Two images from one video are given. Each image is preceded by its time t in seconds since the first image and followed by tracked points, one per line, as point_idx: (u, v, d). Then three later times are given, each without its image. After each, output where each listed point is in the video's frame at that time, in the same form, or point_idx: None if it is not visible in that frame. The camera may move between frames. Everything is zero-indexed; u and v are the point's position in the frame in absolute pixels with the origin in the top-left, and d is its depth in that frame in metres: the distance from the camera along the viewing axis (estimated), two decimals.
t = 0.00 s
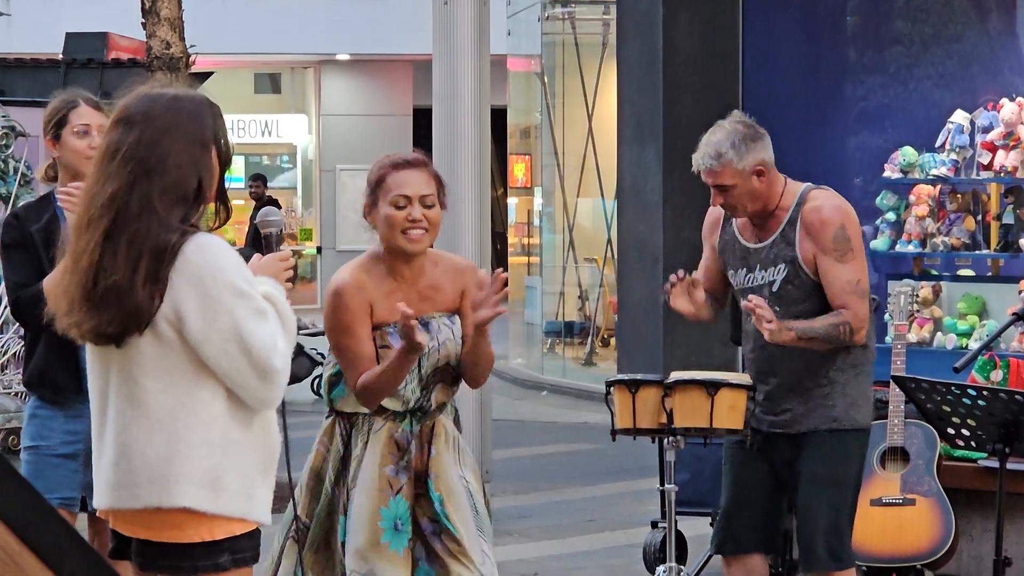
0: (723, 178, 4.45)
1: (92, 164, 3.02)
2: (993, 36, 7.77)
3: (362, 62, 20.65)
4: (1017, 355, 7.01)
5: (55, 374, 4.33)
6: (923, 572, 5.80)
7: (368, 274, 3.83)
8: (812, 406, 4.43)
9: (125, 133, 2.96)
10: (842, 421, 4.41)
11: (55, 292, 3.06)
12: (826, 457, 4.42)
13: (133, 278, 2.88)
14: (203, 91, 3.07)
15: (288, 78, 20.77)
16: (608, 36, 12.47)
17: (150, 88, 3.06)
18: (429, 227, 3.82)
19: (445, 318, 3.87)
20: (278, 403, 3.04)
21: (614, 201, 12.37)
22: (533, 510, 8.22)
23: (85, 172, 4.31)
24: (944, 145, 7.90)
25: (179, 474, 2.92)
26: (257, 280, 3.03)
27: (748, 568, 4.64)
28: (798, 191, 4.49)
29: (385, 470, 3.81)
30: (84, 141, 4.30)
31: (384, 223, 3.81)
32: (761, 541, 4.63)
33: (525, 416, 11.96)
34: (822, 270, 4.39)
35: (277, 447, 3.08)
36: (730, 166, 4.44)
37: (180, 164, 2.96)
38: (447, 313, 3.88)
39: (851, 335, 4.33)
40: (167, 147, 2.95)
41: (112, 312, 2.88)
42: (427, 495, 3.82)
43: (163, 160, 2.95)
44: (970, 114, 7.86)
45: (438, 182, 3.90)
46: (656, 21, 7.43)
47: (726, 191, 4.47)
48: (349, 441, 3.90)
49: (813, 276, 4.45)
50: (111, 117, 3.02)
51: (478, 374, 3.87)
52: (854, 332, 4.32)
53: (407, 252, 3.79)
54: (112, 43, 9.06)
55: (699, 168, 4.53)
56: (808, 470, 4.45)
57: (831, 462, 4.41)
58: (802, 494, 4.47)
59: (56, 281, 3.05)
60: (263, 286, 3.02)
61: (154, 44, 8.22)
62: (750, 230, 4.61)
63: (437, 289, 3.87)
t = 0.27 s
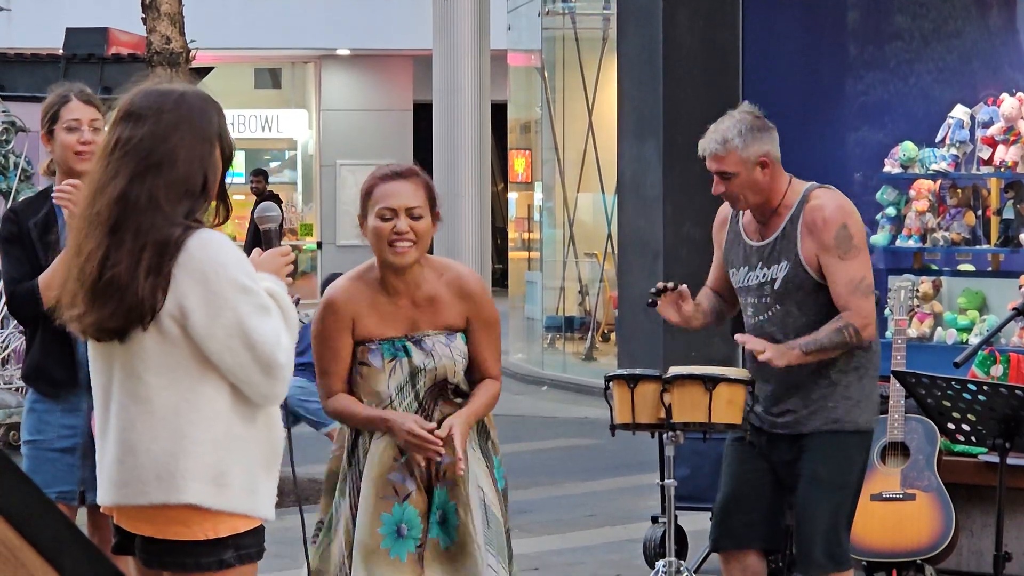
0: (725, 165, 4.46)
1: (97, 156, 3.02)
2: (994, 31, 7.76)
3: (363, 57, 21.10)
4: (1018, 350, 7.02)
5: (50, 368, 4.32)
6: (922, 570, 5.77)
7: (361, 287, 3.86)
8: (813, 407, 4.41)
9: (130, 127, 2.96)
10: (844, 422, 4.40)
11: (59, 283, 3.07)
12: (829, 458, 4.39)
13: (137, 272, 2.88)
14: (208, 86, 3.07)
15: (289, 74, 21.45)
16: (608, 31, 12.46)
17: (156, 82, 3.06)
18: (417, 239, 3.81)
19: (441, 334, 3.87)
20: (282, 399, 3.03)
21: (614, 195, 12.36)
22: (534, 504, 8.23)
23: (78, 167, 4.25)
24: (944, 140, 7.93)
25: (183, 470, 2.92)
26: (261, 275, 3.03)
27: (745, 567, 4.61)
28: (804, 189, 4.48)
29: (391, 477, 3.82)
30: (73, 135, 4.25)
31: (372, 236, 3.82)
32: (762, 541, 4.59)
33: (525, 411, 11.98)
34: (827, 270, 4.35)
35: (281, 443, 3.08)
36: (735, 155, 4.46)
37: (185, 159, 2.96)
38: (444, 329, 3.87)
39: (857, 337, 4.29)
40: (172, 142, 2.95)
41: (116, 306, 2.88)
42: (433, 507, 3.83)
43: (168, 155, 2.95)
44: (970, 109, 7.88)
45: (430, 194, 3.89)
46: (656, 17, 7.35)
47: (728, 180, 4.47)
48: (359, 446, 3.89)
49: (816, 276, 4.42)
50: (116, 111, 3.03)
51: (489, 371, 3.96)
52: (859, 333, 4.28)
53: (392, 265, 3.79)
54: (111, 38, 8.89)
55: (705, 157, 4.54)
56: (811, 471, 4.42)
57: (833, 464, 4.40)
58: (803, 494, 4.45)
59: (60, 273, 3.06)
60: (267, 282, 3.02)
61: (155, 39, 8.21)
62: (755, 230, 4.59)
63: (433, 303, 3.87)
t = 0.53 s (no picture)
0: (746, 116, 4.44)
1: (99, 151, 3.01)
2: (994, 28, 7.75)
3: (363, 54, 21.09)
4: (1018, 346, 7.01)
5: (48, 365, 4.33)
6: (922, 567, 5.76)
7: (378, 265, 3.85)
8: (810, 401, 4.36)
9: (135, 121, 2.96)
10: (840, 414, 4.35)
11: (57, 277, 3.05)
12: (827, 452, 4.34)
13: (140, 267, 2.88)
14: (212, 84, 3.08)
15: (289, 71, 21.48)
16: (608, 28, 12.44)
17: (159, 79, 3.07)
18: (439, 218, 3.81)
19: (457, 317, 3.84)
20: (285, 394, 3.03)
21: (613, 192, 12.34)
22: (534, 500, 8.23)
23: (81, 161, 4.24)
24: (944, 137, 7.90)
25: (187, 465, 2.92)
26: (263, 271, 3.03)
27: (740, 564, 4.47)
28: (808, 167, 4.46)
29: (400, 464, 3.78)
30: (75, 129, 4.23)
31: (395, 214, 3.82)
32: (753, 537, 4.47)
33: (525, 408, 11.98)
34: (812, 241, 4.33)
35: (283, 438, 3.08)
36: (761, 107, 4.44)
37: (190, 154, 2.97)
38: (461, 313, 3.84)
39: (812, 308, 4.20)
40: (178, 138, 2.96)
41: (119, 301, 2.88)
42: (436, 498, 3.79)
43: (173, 151, 2.95)
44: (970, 106, 7.84)
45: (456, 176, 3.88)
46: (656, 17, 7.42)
47: (746, 131, 4.44)
48: (367, 436, 3.84)
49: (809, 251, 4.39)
50: (119, 107, 3.03)
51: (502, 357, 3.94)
52: (817, 305, 4.20)
53: (414, 244, 3.78)
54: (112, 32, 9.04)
55: (724, 114, 4.52)
56: (810, 466, 4.36)
57: (831, 458, 4.34)
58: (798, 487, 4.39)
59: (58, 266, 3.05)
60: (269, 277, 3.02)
61: (155, 36, 8.22)
62: (757, 210, 4.52)
63: (450, 286, 3.84)
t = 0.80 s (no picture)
0: (732, 96, 4.43)
1: (98, 149, 3.01)
2: (994, 25, 7.78)
3: (363, 51, 21.15)
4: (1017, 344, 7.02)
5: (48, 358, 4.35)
6: (924, 563, 5.79)
7: (411, 277, 3.65)
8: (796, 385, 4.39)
9: (135, 120, 2.96)
10: (826, 396, 4.38)
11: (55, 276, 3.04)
12: (825, 441, 4.39)
13: (140, 266, 2.88)
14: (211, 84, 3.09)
15: (290, 68, 21.38)
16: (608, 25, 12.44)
17: (159, 79, 3.07)
18: (483, 233, 3.62)
19: (484, 340, 3.65)
20: (282, 393, 3.03)
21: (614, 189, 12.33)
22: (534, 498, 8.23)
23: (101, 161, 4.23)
24: (944, 134, 7.93)
25: (186, 464, 2.91)
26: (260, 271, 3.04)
27: (746, 565, 4.51)
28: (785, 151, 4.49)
29: (408, 477, 3.60)
30: (97, 128, 4.21)
31: (438, 224, 3.62)
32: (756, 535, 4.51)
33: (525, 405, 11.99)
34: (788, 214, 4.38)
35: (282, 437, 3.08)
36: (749, 89, 4.43)
37: (190, 153, 2.97)
38: (488, 336, 3.66)
39: (783, 275, 4.28)
40: (178, 137, 2.96)
41: (119, 299, 2.87)
42: (448, 515, 3.62)
43: (172, 150, 2.95)
44: (970, 103, 7.88)
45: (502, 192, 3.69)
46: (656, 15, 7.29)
47: (734, 112, 4.42)
48: (374, 447, 3.66)
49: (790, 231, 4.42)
50: (118, 106, 3.03)
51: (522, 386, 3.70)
52: (785, 271, 4.27)
53: (454, 255, 3.59)
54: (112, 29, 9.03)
55: (709, 93, 4.49)
56: (814, 457, 4.40)
57: (831, 447, 4.40)
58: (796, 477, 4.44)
59: (56, 264, 3.04)
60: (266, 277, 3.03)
61: (155, 34, 8.20)
62: (733, 195, 4.52)
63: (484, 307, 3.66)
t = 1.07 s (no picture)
0: (712, 99, 4.44)
1: (94, 147, 3.00)
2: (994, 24, 7.77)
3: (364, 49, 21.08)
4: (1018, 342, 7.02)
5: (48, 354, 4.42)
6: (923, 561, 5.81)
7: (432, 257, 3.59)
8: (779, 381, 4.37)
9: (131, 118, 2.96)
10: (804, 393, 4.34)
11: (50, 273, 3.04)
12: (800, 435, 4.35)
13: (135, 264, 2.88)
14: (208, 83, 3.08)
15: (289, 66, 21.50)
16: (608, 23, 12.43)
17: (156, 77, 3.06)
18: (497, 210, 3.56)
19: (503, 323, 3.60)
20: (276, 394, 3.04)
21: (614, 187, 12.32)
22: (534, 496, 8.23)
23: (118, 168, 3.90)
24: (944, 132, 7.91)
25: (179, 465, 2.91)
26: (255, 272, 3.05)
27: (739, 563, 4.53)
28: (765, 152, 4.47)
29: (419, 460, 3.55)
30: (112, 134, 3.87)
31: (451, 204, 3.57)
32: (739, 534, 4.51)
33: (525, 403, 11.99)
34: (788, 228, 4.32)
35: (275, 438, 3.08)
36: (729, 90, 4.45)
37: (186, 153, 2.97)
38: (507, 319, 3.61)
39: (818, 298, 4.24)
40: (175, 136, 2.96)
41: (114, 298, 2.87)
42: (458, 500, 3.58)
43: (168, 149, 2.95)
44: (970, 101, 7.85)
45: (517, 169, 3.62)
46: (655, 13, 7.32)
47: (713, 113, 4.44)
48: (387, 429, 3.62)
49: (779, 239, 4.37)
50: (115, 104, 3.02)
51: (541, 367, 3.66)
52: (821, 294, 4.24)
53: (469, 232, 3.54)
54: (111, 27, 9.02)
55: (688, 96, 4.51)
56: (790, 451, 4.36)
57: (805, 440, 4.35)
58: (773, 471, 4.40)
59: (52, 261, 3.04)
60: (260, 279, 3.03)
61: (155, 32, 8.21)
62: (711, 195, 4.50)
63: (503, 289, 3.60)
